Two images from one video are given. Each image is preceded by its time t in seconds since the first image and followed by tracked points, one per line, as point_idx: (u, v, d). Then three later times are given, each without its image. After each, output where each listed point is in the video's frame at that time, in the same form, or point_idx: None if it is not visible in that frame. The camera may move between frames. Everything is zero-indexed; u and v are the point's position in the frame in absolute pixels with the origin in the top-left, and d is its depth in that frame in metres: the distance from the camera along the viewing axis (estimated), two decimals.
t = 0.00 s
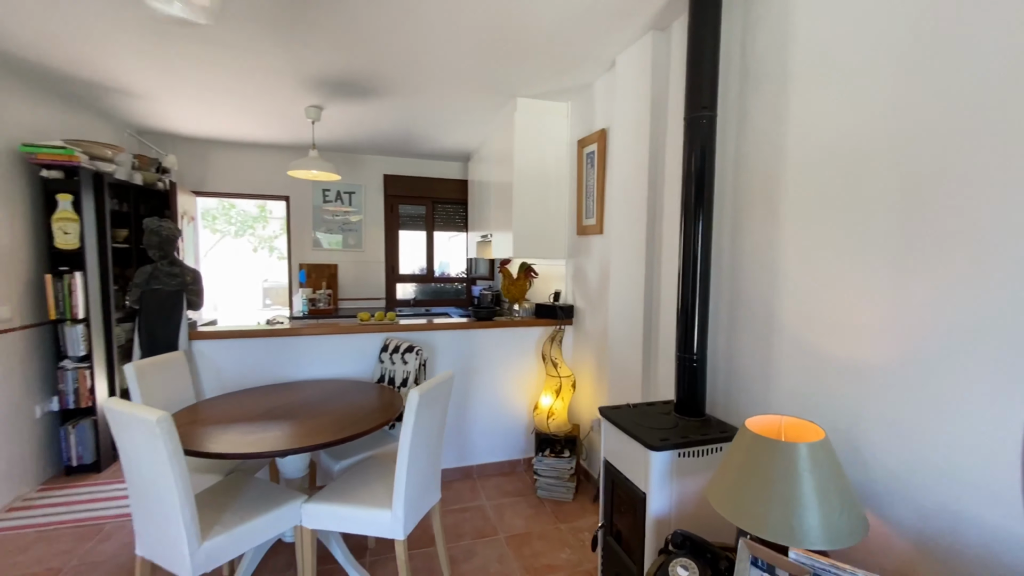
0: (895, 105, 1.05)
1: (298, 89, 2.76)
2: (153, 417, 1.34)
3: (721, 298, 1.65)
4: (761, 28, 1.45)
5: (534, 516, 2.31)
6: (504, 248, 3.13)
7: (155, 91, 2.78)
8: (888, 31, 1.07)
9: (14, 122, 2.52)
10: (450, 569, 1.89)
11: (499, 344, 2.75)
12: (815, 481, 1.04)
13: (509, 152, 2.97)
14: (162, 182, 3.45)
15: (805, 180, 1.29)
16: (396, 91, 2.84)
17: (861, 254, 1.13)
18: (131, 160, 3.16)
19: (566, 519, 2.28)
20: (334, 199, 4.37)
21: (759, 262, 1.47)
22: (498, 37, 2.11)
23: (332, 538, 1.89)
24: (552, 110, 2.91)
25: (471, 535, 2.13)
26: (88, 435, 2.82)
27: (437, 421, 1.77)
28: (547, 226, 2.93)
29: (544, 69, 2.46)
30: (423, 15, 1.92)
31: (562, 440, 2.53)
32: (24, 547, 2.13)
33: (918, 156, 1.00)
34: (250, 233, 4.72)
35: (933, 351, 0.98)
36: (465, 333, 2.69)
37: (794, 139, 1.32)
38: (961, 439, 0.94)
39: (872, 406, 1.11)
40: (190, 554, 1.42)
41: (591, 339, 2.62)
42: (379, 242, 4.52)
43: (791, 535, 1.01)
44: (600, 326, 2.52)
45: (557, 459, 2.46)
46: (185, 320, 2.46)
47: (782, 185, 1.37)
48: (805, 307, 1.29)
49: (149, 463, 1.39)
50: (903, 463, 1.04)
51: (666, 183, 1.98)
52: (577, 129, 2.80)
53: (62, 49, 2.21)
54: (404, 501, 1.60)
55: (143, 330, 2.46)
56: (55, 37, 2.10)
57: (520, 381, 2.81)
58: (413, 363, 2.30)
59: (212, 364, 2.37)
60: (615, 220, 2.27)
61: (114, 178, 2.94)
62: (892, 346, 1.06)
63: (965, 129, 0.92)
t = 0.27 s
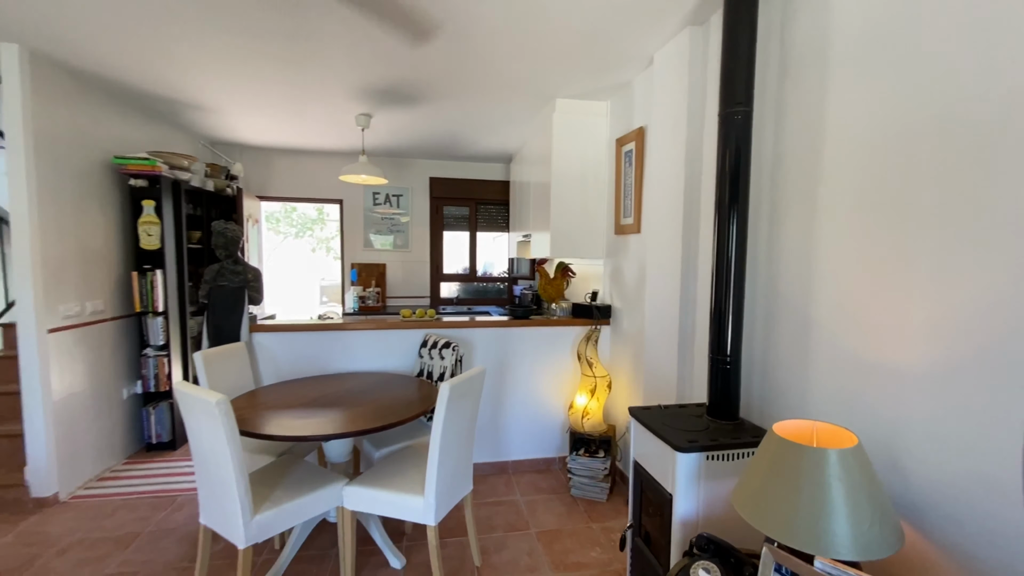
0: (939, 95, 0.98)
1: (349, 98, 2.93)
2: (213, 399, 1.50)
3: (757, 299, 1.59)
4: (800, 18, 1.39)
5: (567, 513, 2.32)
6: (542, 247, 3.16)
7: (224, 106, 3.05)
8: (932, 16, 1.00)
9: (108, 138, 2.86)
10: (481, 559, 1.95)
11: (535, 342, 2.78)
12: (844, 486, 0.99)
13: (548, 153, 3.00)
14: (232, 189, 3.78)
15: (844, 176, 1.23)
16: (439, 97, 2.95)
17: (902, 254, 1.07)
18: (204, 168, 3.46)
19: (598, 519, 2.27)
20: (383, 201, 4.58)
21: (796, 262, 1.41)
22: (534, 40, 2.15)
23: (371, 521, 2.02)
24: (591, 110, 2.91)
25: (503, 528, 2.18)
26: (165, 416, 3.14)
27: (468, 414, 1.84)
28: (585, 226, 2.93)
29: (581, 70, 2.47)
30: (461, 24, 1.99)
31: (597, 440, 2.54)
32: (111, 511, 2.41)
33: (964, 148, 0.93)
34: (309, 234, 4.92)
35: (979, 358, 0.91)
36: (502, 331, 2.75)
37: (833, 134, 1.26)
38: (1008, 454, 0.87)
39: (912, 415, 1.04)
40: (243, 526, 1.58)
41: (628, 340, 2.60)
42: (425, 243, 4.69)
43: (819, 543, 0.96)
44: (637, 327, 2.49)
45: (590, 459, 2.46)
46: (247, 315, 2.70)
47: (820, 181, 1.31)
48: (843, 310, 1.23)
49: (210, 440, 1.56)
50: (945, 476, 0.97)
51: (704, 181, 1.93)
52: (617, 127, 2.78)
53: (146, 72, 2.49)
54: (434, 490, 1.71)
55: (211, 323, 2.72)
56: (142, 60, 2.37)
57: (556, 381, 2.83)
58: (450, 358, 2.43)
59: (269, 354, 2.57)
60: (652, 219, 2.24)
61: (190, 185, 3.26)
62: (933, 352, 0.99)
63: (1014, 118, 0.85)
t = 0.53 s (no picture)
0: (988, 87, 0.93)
1: (393, 106, 3.07)
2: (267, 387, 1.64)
3: (797, 300, 1.54)
4: (843, 9, 1.33)
5: (600, 513, 2.33)
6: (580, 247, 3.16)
7: (281, 116, 3.28)
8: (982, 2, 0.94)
9: (180, 148, 3.14)
10: (512, 551, 2.00)
11: (571, 342, 2.80)
12: (881, 492, 0.94)
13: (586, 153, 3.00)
14: (288, 194, 4.04)
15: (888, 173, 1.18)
16: (478, 101, 3.03)
17: (949, 254, 1.01)
18: (264, 175, 3.70)
19: (631, 520, 2.27)
20: (426, 203, 4.73)
21: (837, 262, 1.36)
22: (570, 44, 2.17)
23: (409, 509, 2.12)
24: (630, 109, 2.89)
25: (536, 523, 2.22)
26: (228, 403, 3.42)
27: (501, 409, 1.90)
28: (623, 225, 2.92)
29: (618, 70, 2.46)
30: (498, 31, 2.05)
31: (632, 442, 2.50)
32: (180, 487, 2.66)
33: (1015, 142, 0.88)
34: (359, 235, 5.20)
35: None
36: (538, 330, 2.79)
37: (876, 128, 1.21)
38: None
39: (957, 424, 0.99)
40: (292, 505, 1.71)
41: (665, 341, 2.56)
42: (465, 243, 4.81)
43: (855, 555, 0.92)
44: (675, 327, 2.45)
45: (624, 460, 2.46)
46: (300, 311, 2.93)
47: (862, 178, 1.26)
48: (885, 312, 1.18)
49: (264, 424, 1.70)
50: (991, 487, 0.92)
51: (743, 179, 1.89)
52: (656, 126, 2.74)
53: (214, 88, 2.72)
54: (466, 480, 1.79)
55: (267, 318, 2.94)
56: (210, 78, 2.60)
57: (592, 380, 2.83)
58: (485, 355, 2.50)
59: (319, 347, 2.74)
60: (690, 218, 2.20)
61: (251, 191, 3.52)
62: (981, 358, 0.94)
63: None
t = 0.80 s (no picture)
0: None
1: (435, 112, 3.19)
2: (319, 378, 1.76)
3: (840, 301, 1.51)
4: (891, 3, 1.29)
5: (635, 513, 2.33)
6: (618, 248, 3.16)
7: (332, 124, 3.47)
8: None
9: (242, 157, 3.39)
10: (547, 545, 2.05)
11: (607, 342, 2.81)
12: (923, 499, 0.91)
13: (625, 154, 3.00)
14: (337, 198, 4.27)
15: (938, 172, 1.13)
16: (517, 105, 3.10)
17: (1001, 255, 0.97)
18: (316, 180, 3.94)
19: (666, 522, 2.26)
20: (466, 205, 4.85)
21: (882, 263, 1.32)
22: (607, 47, 2.19)
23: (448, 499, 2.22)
24: (669, 109, 2.87)
25: (570, 520, 2.26)
26: (282, 393, 3.65)
27: (536, 407, 1.96)
28: (662, 226, 2.89)
29: (657, 70, 2.46)
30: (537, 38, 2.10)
31: (669, 444, 2.49)
32: (240, 470, 2.88)
33: None
34: (402, 236, 5.43)
35: None
36: (575, 330, 2.81)
37: (925, 125, 1.17)
38: None
39: (1009, 432, 0.95)
40: (341, 489, 1.84)
41: (704, 344, 2.53)
42: (504, 244, 4.89)
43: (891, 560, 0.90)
44: (714, 329, 2.42)
45: (660, 462, 2.45)
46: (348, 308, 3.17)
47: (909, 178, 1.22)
48: (934, 316, 1.14)
49: (316, 412, 1.83)
50: None
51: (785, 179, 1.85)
52: (696, 125, 2.71)
53: (272, 100, 2.93)
54: (503, 473, 1.86)
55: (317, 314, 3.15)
56: (270, 92, 2.80)
57: (628, 382, 2.83)
58: (521, 354, 2.55)
59: (364, 343, 2.89)
60: (730, 219, 2.17)
61: (304, 195, 3.75)
62: None
63: None
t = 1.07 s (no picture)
0: None
1: (476, 117, 3.28)
2: (367, 373, 1.87)
3: (889, 305, 1.46)
4: None
5: (671, 516, 2.33)
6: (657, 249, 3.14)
7: (377, 131, 3.63)
8: None
9: (296, 164, 3.61)
10: (583, 543, 2.08)
11: (645, 344, 2.80)
12: (969, 509, 0.89)
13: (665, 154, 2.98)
14: (381, 201, 4.45)
15: (995, 172, 1.09)
16: (556, 109, 3.14)
17: None
18: (362, 185, 4.13)
19: (704, 527, 2.24)
20: (505, 207, 4.93)
21: (934, 267, 1.27)
22: (646, 50, 2.20)
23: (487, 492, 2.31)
24: (711, 108, 2.82)
25: (605, 520, 2.28)
26: (330, 387, 3.86)
27: (572, 406, 2.00)
28: (702, 227, 2.85)
29: (698, 71, 2.43)
30: (575, 45, 2.14)
31: (708, 448, 2.46)
32: (292, 458, 3.08)
33: None
34: (441, 237, 5.43)
35: None
36: (612, 332, 2.82)
37: (982, 124, 1.13)
38: None
39: None
40: (386, 478, 1.95)
41: (746, 347, 2.48)
42: (541, 245, 4.94)
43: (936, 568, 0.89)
44: (756, 333, 2.37)
45: (699, 466, 2.42)
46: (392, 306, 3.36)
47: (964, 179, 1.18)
48: (989, 323, 1.10)
49: (364, 405, 1.95)
50: None
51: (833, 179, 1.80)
52: (740, 124, 2.66)
53: (324, 110, 3.11)
54: (539, 469, 1.92)
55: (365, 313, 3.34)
56: (322, 102, 2.98)
57: (666, 384, 2.81)
58: (558, 353, 2.60)
59: (407, 341, 3.02)
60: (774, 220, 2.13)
61: (351, 199, 3.94)
62: None
63: None
